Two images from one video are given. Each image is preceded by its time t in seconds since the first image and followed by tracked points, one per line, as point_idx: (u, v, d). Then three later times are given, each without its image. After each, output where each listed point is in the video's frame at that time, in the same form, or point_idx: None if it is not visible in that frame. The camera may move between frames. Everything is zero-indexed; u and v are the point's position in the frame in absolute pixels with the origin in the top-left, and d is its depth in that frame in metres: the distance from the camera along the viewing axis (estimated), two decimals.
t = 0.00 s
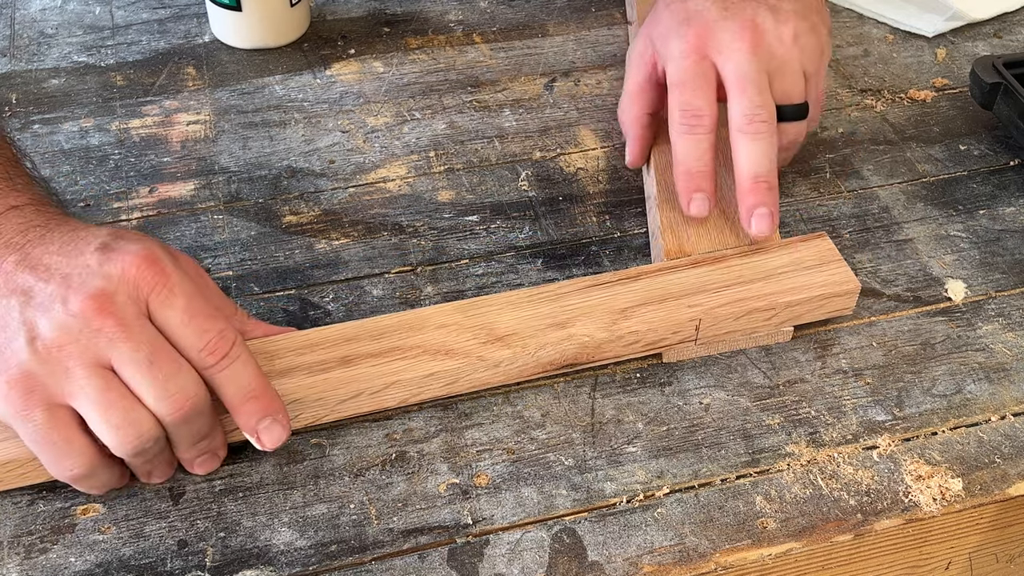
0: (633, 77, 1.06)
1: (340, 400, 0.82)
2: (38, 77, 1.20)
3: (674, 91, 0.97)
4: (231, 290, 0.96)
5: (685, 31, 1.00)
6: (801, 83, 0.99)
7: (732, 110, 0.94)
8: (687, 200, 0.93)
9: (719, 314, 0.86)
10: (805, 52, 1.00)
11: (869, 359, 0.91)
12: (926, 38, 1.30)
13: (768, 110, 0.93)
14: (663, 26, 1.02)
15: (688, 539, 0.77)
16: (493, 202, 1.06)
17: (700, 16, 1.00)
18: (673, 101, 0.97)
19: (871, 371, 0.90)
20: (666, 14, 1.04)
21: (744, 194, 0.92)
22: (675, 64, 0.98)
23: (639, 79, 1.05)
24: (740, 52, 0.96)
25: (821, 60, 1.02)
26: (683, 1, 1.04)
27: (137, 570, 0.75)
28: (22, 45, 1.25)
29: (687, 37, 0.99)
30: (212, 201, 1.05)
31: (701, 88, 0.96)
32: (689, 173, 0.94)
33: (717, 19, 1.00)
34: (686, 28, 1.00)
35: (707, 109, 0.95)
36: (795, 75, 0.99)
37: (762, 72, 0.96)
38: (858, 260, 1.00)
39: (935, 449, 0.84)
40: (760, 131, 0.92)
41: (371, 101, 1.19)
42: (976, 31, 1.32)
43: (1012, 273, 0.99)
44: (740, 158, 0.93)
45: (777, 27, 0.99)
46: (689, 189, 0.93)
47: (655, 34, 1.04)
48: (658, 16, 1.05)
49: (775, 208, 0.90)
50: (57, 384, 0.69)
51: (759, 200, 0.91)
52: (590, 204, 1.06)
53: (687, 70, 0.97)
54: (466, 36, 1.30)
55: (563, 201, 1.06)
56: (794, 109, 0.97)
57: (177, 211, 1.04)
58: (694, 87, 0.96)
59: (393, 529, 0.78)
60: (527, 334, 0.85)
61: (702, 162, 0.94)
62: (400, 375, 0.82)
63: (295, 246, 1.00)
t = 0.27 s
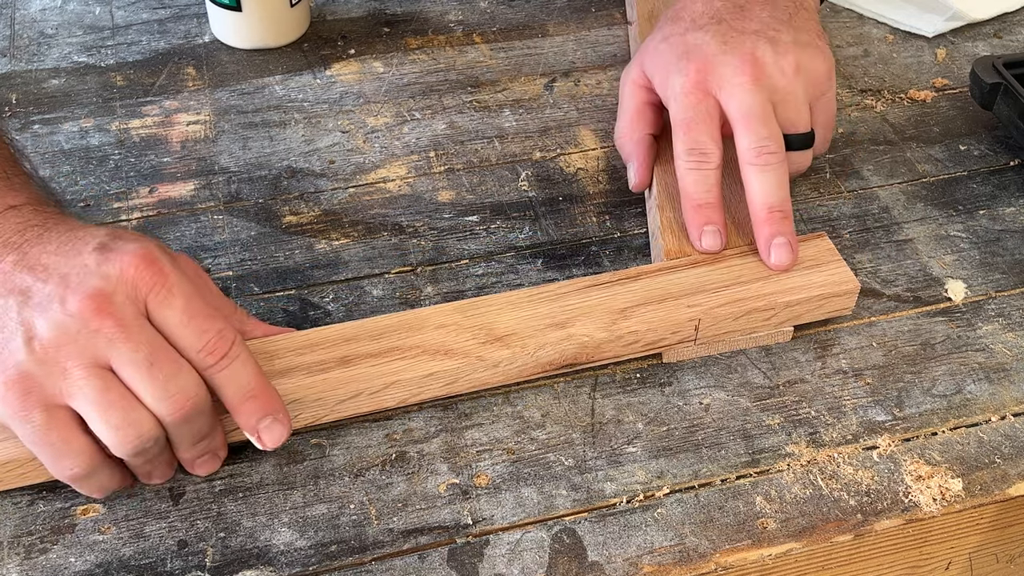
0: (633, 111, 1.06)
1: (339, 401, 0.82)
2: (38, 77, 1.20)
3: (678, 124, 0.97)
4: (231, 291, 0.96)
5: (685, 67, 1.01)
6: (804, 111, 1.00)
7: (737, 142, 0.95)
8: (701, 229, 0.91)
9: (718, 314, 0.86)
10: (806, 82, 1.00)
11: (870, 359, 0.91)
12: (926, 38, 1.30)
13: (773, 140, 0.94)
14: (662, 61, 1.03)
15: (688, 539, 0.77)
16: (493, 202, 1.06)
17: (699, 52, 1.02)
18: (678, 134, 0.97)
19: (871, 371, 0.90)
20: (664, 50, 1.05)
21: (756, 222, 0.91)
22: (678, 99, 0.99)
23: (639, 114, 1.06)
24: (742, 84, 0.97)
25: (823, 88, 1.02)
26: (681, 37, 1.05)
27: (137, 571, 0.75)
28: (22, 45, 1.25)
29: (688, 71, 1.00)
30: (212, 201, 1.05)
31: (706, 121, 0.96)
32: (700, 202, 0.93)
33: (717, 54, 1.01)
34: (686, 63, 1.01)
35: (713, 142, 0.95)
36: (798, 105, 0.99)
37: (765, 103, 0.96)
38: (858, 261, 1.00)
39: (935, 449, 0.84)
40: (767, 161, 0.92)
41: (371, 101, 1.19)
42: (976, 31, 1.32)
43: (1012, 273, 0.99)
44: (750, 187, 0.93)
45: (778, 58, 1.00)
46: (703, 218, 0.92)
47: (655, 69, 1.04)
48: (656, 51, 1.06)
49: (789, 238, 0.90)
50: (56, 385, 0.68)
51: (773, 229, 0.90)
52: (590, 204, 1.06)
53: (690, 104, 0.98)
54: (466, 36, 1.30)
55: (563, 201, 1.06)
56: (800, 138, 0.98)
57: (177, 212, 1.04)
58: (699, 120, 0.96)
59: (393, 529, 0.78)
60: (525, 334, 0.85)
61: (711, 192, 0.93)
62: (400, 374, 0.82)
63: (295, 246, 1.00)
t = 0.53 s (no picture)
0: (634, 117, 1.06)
1: (338, 403, 0.82)
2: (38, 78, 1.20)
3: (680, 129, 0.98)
4: (231, 291, 0.96)
5: (686, 73, 1.02)
6: (804, 114, 1.00)
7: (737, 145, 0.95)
8: (707, 229, 0.91)
9: (719, 314, 0.86)
10: (806, 86, 1.01)
11: (870, 360, 0.91)
12: (927, 38, 1.30)
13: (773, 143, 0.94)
14: (662, 69, 1.04)
15: (688, 540, 0.77)
16: (493, 202, 1.06)
17: (699, 59, 1.03)
18: (679, 138, 0.98)
19: (871, 371, 0.90)
20: (664, 57, 1.06)
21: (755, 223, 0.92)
22: (679, 104, 1.00)
23: (640, 120, 1.06)
24: (742, 89, 0.98)
25: (823, 92, 1.03)
26: (681, 45, 1.06)
27: (137, 571, 0.75)
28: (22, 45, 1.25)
29: (688, 77, 1.01)
30: (212, 202, 1.05)
31: (707, 126, 0.97)
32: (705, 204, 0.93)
33: (717, 60, 1.02)
34: (686, 70, 1.02)
35: (711, 147, 0.96)
36: (798, 109, 1.00)
37: (765, 108, 0.97)
38: (858, 261, 1.00)
39: (936, 449, 0.84)
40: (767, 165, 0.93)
41: (371, 101, 1.19)
42: (976, 31, 1.32)
43: (1012, 273, 0.99)
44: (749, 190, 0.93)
45: (777, 64, 1.01)
46: (708, 219, 0.92)
47: (655, 76, 1.05)
48: (656, 58, 1.07)
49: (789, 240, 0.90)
50: None
51: (774, 231, 0.90)
52: (590, 205, 1.06)
53: (691, 108, 0.99)
54: (466, 36, 1.30)
55: (563, 202, 1.06)
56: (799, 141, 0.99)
57: (177, 212, 1.04)
58: (700, 124, 0.97)
59: (393, 530, 0.78)
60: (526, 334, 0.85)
61: (714, 194, 0.94)
62: (400, 374, 0.81)
63: (295, 246, 1.00)
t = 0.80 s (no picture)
0: (633, 121, 1.06)
1: (338, 402, 0.82)
2: (38, 77, 1.20)
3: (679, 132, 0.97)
4: (231, 290, 0.96)
5: (686, 76, 1.01)
6: (804, 119, 1.00)
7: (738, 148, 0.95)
8: (708, 232, 0.90)
9: (718, 314, 0.86)
10: (805, 91, 1.01)
11: (870, 359, 0.91)
12: (926, 38, 1.30)
13: (773, 147, 0.94)
14: (661, 71, 1.04)
15: (688, 539, 0.77)
16: (493, 202, 1.06)
17: (699, 62, 1.02)
18: (679, 141, 0.97)
19: (871, 371, 0.90)
20: (664, 60, 1.05)
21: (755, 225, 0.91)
22: (679, 108, 0.99)
23: (639, 124, 1.05)
24: (741, 92, 0.97)
25: (823, 96, 1.02)
26: (681, 49, 1.06)
27: (137, 571, 0.75)
28: (22, 45, 1.25)
29: (688, 80, 1.00)
30: (212, 202, 1.05)
31: (707, 129, 0.96)
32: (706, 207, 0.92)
33: (716, 64, 1.01)
34: (686, 73, 1.01)
35: (712, 148, 0.95)
36: (797, 113, 0.99)
37: (765, 112, 0.96)
38: (858, 261, 1.00)
39: (935, 449, 0.84)
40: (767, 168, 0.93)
41: (371, 101, 1.19)
42: (976, 31, 1.32)
43: (1012, 273, 0.99)
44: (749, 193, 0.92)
45: (777, 68, 1.00)
46: (709, 222, 0.91)
47: (655, 79, 1.04)
48: (655, 61, 1.06)
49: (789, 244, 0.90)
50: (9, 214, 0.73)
51: (774, 234, 0.90)
52: (590, 204, 1.06)
53: (691, 112, 0.98)
54: (466, 36, 1.30)
55: (563, 202, 1.06)
56: (799, 145, 0.98)
57: (177, 211, 1.04)
58: (700, 127, 0.96)
59: (393, 529, 0.78)
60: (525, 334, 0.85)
61: (714, 198, 0.93)
62: (400, 373, 0.81)
63: (295, 246, 1.00)
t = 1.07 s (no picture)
0: (631, 122, 1.05)
1: (338, 402, 0.82)
2: (38, 77, 1.20)
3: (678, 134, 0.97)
4: (231, 290, 0.96)
5: (684, 77, 1.01)
6: (802, 119, 0.99)
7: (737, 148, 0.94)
8: (708, 233, 0.90)
9: (718, 314, 0.86)
10: (804, 91, 1.00)
11: (870, 359, 0.91)
12: (926, 38, 1.30)
13: (772, 146, 0.93)
14: (659, 72, 1.03)
15: (688, 539, 0.77)
16: (493, 202, 1.06)
17: (697, 63, 1.02)
18: (678, 142, 0.96)
19: (871, 371, 0.90)
20: (661, 61, 1.05)
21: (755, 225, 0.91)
22: (677, 108, 0.99)
23: (637, 124, 1.05)
24: (740, 93, 0.97)
25: (821, 96, 1.02)
26: (678, 49, 1.05)
27: (137, 570, 0.75)
28: (22, 44, 1.25)
29: (686, 81, 1.00)
30: (212, 201, 1.05)
31: (706, 129, 0.96)
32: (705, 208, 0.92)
33: (714, 65, 1.01)
34: (684, 74, 1.01)
35: (711, 149, 0.95)
36: (795, 114, 0.99)
37: (764, 112, 0.96)
38: (858, 260, 1.00)
39: (935, 449, 0.84)
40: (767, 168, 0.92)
41: (371, 101, 1.19)
42: (976, 31, 1.32)
43: (1012, 273, 0.99)
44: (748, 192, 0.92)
45: (775, 69, 1.00)
46: (709, 222, 0.91)
47: (652, 80, 1.04)
48: (652, 62, 1.06)
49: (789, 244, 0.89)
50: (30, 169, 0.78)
51: (773, 234, 0.90)
52: (590, 204, 1.06)
53: (690, 113, 0.98)
54: (466, 36, 1.30)
55: (563, 201, 1.06)
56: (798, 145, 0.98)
57: (177, 211, 1.04)
58: (699, 128, 0.96)
59: (393, 529, 0.78)
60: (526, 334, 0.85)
61: (714, 198, 0.93)
62: (400, 373, 0.81)
63: (295, 245, 1.00)
